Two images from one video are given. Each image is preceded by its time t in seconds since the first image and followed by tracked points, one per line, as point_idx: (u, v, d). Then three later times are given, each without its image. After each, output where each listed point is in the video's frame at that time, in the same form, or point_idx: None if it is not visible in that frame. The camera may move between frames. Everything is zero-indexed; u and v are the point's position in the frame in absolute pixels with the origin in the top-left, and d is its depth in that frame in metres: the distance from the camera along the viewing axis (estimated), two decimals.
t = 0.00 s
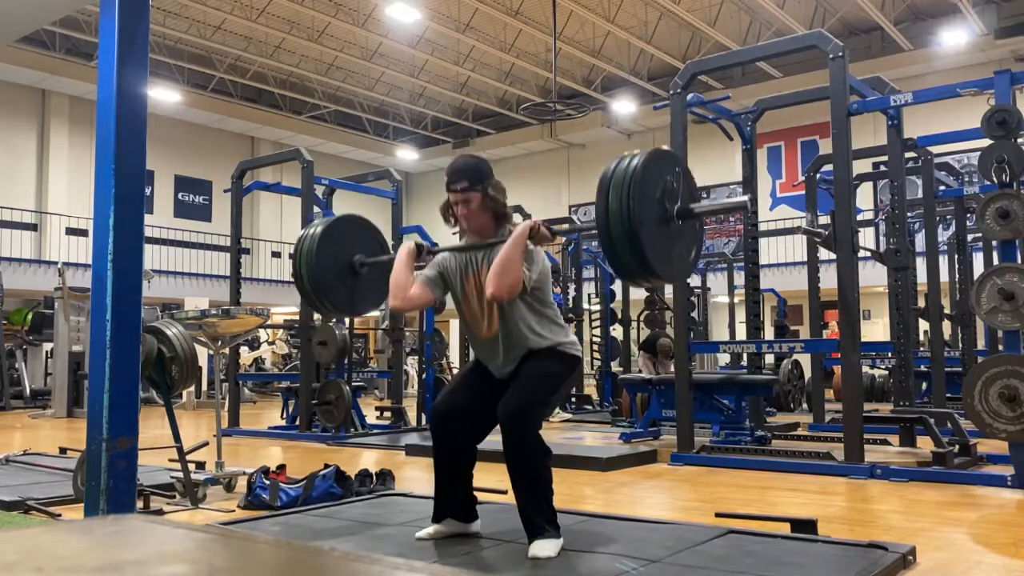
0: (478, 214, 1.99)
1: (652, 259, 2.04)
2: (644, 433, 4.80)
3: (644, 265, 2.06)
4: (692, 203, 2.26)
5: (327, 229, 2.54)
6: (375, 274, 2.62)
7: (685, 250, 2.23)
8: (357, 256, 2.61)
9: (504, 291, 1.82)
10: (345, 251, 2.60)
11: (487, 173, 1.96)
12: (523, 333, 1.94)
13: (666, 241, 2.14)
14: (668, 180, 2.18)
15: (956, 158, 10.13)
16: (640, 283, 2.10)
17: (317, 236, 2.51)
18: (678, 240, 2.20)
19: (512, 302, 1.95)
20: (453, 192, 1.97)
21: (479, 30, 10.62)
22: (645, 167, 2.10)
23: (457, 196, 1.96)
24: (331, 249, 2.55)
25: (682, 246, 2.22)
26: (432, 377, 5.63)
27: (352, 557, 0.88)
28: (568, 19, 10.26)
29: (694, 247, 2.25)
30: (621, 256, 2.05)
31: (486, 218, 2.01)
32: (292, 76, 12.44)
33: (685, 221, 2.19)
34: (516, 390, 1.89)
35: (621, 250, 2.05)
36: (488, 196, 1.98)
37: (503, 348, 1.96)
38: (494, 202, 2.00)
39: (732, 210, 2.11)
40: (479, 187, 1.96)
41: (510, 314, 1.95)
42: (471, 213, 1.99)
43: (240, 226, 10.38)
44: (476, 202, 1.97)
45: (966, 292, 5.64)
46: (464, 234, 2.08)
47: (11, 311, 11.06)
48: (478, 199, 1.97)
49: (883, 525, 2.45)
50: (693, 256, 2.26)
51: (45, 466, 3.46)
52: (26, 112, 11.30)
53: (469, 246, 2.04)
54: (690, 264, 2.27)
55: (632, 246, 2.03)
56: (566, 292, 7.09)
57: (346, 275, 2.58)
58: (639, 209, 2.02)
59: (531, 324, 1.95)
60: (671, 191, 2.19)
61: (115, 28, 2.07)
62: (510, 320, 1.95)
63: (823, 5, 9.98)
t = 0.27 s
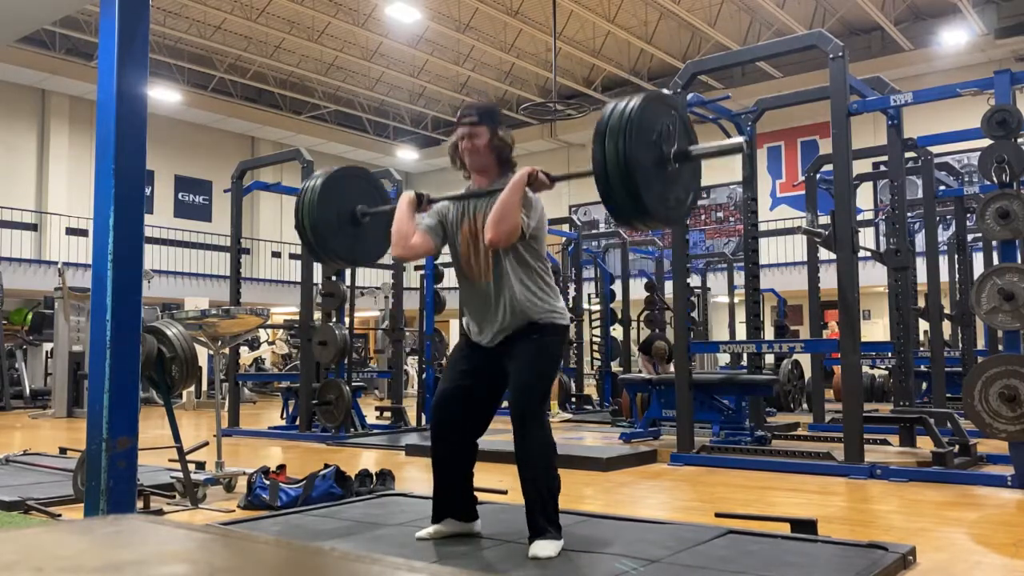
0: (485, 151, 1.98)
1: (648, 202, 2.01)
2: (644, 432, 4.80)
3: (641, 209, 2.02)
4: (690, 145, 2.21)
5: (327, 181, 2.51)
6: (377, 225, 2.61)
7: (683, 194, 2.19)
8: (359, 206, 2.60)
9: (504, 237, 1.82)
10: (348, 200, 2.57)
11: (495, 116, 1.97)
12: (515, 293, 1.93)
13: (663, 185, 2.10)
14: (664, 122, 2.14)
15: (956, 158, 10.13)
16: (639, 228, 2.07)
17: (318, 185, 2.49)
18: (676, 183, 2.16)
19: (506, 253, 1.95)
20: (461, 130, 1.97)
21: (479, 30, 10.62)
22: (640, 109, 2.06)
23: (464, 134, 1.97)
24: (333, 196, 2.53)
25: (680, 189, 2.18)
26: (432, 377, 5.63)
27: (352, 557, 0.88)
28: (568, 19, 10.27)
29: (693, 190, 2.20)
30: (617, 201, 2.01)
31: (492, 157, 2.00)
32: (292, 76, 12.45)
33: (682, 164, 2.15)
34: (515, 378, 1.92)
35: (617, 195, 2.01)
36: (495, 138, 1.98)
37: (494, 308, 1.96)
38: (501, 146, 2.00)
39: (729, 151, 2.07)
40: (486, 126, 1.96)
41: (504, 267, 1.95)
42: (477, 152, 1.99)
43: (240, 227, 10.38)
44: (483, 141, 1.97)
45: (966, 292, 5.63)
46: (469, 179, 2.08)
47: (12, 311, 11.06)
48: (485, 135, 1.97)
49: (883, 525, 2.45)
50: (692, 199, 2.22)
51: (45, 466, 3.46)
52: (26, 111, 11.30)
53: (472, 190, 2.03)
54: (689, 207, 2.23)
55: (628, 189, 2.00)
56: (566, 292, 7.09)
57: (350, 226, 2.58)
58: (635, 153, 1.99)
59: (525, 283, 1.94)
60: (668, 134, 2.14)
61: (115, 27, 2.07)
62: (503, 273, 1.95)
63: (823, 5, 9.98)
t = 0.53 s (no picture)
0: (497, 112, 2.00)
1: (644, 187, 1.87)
2: (644, 433, 4.80)
3: (638, 194, 1.89)
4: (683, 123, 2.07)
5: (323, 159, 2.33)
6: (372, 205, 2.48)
7: (678, 174, 2.05)
8: (355, 185, 2.44)
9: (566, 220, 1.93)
10: (344, 178, 2.41)
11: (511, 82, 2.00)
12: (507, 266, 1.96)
13: (658, 165, 1.96)
14: (657, 99, 1.99)
15: (956, 158, 10.13)
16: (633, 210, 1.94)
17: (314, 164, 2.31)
18: (670, 163, 2.02)
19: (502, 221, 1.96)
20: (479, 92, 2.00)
21: (479, 30, 10.62)
22: (634, 87, 1.90)
23: (480, 93, 1.99)
24: (330, 176, 2.36)
25: (674, 169, 2.04)
26: (432, 377, 5.63)
27: (352, 557, 0.88)
28: (568, 19, 10.27)
29: (687, 171, 2.06)
30: (612, 187, 1.87)
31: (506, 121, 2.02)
32: (292, 76, 12.45)
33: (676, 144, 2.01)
34: (508, 370, 1.94)
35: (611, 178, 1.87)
36: (508, 101, 2.00)
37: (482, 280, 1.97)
38: (513, 110, 2.01)
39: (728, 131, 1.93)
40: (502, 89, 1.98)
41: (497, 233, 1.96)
42: (488, 111, 2.00)
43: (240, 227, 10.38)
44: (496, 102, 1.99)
45: (966, 292, 5.63)
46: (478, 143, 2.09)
47: (12, 311, 11.06)
48: (500, 97, 1.99)
49: (883, 525, 2.45)
50: (686, 180, 2.08)
51: (45, 466, 3.46)
52: (26, 111, 11.30)
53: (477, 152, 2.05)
54: (682, 188, 2.09)
55: (623, 174, 1.86)
56: (566, 292, 7.08)
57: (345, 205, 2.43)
58: (631, 133, 1.84)
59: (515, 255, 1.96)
60: (661, 112, 1.99)
61: (115, 27, 2.07)
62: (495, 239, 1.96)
63: (823, 5, 9.98)
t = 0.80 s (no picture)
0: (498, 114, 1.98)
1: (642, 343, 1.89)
2: (644, 433, 4.80)
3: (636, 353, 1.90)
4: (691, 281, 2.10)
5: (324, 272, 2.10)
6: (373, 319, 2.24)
7: (679, 333, 2.08)
8: (356, 297, 2.19)
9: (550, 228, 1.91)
10: (344, 291, 2.16)
11: (506, 76, 1.97)
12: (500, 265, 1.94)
13: (660, 324, 1.99)
14: (668, 258, 2.02)
15: (956, 158, 10.14)
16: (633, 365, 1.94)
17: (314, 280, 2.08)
18: (674, 322, 2.04)
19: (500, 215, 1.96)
20: (475, 94, 1.97)
21: (479, 30, 10.63)
22: (647, 243, 1.93)
23: (477, 96, 1.96)
24: (326, 291, 2.11)
25: (676, 327, 2.06)
26: (432, 377, 5.63)
27: (352, 557, 0.88)
28: (568, 19, 10.27)
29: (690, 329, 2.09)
30: (610, 340, 1.89)
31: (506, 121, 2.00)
32: (292, 76, 12.45)
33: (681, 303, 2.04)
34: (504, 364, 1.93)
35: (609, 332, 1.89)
36: (505, 97, 1.98)
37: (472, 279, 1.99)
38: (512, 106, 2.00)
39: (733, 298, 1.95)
40: (498, 88, 1.96)
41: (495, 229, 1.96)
42: (488, 114, 1.98)
43: (241, 227, 10.39)
44: (494, 102, 1.96)
45: (966, 292, 5.63)
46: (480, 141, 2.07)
47: (12, 311, 11.06)
48: (496, 95, 1.96)
49: (883, 525, 2.45)
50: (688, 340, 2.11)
51: (45, 466, 3.46)
52: (26, 112, 11.31)
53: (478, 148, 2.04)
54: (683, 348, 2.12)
55: (622, 330, 1.87)
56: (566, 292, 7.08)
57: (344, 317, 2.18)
58: (633, 288, 1.86)
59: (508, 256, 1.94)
60: (671, 270, 2.03)
61: (115, 27, 2.07)
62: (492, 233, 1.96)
63: (823, 5, 9.99)
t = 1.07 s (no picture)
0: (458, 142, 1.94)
1: (657, 394, 2.04)
2: (644, 433, 4.80)
3: (653, 404, 2.06)
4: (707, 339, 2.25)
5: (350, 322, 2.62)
6: (389, 371, 2.70)
7: (697, 386, 2.22)
8: (378, 349, 2.69)
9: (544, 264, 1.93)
10: (369, 343, 2.69)
11: (455, 95, 1.91)
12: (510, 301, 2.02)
13: (676, 381, 2.15)
14: (684, 317, 2.20)
15: (956, 158, 10.14)
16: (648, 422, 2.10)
17: (341, 327, 2.60)
18: (691, 378, 2.20)
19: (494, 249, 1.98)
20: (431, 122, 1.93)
21: (479, 30, 10.62)
22: (661, 303, 2.12)
23: (433, 124, 1.93)
24: (355, 340, 2.65)
25: (693, 382, 2.21)
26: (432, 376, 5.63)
27: (352, 557, 0.88)
28: (568, 19, 10.27)
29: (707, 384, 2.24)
30: (628, 394, 2.05)
31: (465, 141, 1.95)
32: (292, 76, 12.45)
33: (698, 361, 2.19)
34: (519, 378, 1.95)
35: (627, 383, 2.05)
36: (459, 118, 1.93)
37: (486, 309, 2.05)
38: (468, 123, 1.94)
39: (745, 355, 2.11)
40: (452, 112, 1.91)
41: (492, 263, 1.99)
42: (449, 140, 1.95)
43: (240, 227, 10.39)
44: (450, 127, 1.93)
45: (966, 292, 5.63)
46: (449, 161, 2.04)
47: (12, 311, 11.07)
48: (451, 120, 1.92)
49: (883, 525, 2.45)
50: (705, 394, 2.25)
51: (45, 466, 3.46)
52: (26, 112, 11.31)
53: (452, 173, 2.02)
54: (701, 402, 2.26)
55: (640, 381, 2.04)
56: (566, 292, 7.08)
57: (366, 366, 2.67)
58: (651, 349, 2.04)
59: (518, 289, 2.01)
60: (686, 329, 2.20)
61: (115, 27, 2.07)
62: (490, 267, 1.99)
63: (823, 5, 9.99)
